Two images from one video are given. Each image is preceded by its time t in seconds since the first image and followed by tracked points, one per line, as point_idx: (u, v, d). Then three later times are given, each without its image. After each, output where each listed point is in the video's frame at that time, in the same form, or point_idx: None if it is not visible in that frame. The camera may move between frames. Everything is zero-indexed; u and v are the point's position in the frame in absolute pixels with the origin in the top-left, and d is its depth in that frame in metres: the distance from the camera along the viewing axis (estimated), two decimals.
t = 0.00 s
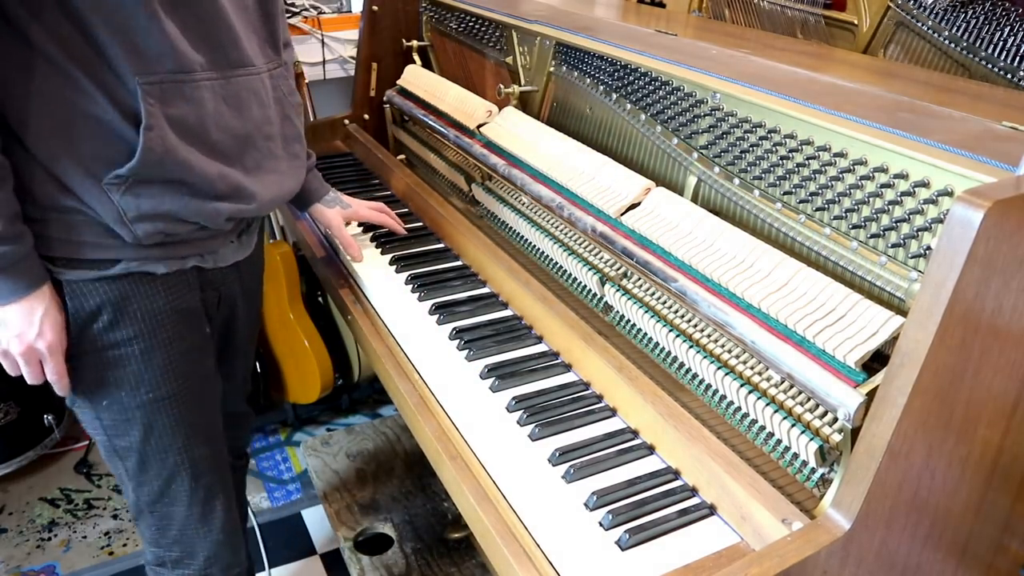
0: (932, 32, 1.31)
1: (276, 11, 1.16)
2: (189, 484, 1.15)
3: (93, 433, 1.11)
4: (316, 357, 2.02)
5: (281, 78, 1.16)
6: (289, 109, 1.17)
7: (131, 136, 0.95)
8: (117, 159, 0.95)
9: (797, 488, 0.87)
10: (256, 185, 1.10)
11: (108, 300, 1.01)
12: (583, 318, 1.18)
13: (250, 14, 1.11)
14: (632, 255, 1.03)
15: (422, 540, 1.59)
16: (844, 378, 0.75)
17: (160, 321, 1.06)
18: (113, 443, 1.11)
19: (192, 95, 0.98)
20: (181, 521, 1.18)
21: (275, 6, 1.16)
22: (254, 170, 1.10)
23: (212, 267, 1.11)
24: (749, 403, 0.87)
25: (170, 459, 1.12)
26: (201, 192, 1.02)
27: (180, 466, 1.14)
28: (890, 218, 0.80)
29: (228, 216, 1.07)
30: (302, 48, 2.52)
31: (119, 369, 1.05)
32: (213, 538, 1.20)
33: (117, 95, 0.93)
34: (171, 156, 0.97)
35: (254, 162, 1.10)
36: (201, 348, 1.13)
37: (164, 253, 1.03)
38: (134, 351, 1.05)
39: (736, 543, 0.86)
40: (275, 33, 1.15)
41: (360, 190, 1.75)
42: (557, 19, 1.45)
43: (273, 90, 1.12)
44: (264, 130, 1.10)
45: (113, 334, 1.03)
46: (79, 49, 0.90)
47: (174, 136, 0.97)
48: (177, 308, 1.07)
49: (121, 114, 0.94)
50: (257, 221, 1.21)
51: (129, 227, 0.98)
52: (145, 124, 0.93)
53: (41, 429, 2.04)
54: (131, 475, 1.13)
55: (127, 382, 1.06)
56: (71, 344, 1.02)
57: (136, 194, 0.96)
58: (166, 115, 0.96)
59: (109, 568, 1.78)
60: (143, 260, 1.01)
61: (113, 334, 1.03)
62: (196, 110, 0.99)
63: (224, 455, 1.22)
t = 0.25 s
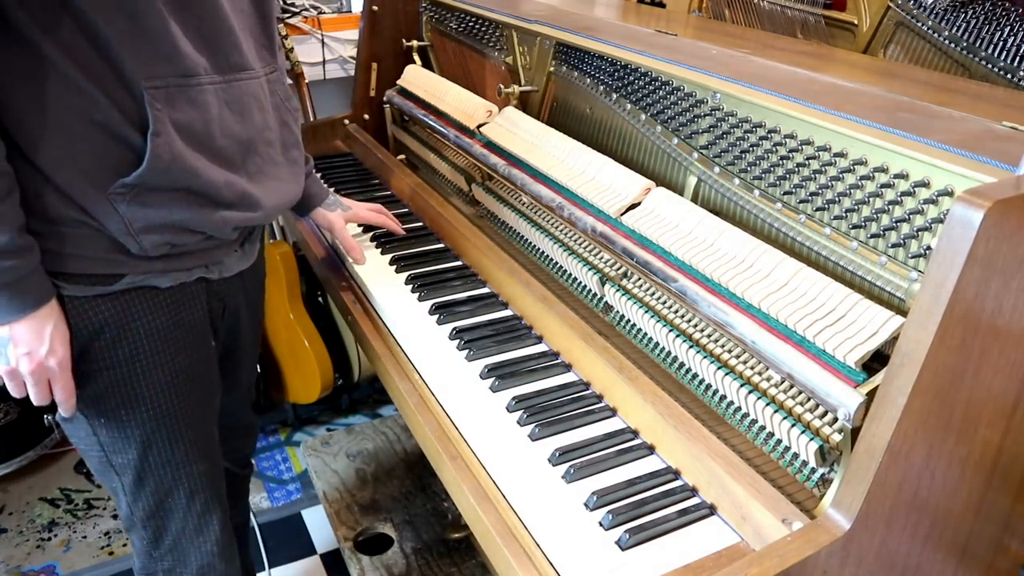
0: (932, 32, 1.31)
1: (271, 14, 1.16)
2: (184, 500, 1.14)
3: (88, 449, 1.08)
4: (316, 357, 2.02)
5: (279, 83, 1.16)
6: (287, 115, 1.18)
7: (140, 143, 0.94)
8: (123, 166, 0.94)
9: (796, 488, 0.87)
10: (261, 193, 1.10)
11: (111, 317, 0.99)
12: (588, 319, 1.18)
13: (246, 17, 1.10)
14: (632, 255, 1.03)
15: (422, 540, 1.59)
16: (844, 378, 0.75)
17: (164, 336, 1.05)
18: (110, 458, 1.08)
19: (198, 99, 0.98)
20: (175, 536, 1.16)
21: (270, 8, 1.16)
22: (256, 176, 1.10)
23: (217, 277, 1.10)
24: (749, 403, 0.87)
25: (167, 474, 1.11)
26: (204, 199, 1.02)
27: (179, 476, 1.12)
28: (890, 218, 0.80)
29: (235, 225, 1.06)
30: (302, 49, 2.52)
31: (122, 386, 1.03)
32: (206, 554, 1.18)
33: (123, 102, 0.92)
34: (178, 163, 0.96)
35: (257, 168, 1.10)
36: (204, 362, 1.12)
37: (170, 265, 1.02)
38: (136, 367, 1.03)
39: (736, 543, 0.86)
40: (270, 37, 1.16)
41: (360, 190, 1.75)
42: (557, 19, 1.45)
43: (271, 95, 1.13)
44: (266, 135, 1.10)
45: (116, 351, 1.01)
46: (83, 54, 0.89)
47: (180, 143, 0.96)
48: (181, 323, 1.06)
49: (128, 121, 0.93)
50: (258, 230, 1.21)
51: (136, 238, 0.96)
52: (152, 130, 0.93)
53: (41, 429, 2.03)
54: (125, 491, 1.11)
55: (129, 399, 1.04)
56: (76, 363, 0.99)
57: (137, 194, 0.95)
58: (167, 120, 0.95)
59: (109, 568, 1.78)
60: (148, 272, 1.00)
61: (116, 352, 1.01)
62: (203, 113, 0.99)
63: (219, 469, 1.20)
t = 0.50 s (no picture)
0: (932, 32, 1.31)
1: (267, 17, 1.17)
2: (182, 507, 1.14)
3: (85, 458, 1.07)
4: (316, 357, 2.02)
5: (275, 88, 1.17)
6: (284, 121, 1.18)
7: (140, 150, 0.94)
8: (124, 173, 0.94)
9: (797, 488, 0.87)
10: (260, 200, 1.10)
11: (110, 326, 0.99)
12: (588, 319, 1.18)
13: (244, 22, 1.10)
14: (633, 255, 1.03)
15: (422, 540, 1.59)
16: (844, 378, 0.76)
17: (163, 345, 1.05)
18: (109, 466, 1.08)
19: (199, 104, 0.98)
20: (172, 543, 1.16)
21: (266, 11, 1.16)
22: (255, 181, 1.10)
23: (215, 284, 1.10)
24: (749, 403, 0.87)
25: (165, 482, 1.11)
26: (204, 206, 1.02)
27: (179, 482, 1.12)
28: (890, 218, 0.80)
29: (235, 232, 1.07)
30: (302, 49, 2.52)
31: (121, 396, 1.03)
32: (203, 560, 1.18)
33: (124, 108, 0.92)
34: (180, 170, 0.96)
35: (255, 174, 1.11)
36: (203, 371, 1.12)
37: (168, 274, 1.03)
38: (135, 376, 1.03)
39: (736, 543, 0.86)
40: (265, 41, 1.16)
41: (359, 190, 1.75)
42: (557, 19, 1.45)
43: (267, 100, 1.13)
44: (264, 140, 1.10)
45: (115, 361, 1.01)
46: (83, 60, 0.88)
47: (181, 149, 0.96)
48: (180, 332, 1.06)
49: (129, 128, 0.93)
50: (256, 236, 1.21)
51: (136, 246, 0.97)
52: (154, 137, 0.93)
53: (41, 429, 2.03)
54: (123, 499, 1.11)
55: (127, 408, 1.04)
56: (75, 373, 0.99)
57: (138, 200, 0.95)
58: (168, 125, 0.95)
59: (109, 568, 1.78)
60: (148, 281, 1.01)
61: (114, 361, 1.01)
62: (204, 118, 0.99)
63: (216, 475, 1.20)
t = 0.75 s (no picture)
0: (932, 32, 1.31)
1: (265, 19, 1.17)
2: (176, 509, 1.14)
3: (79, 460, 1.07)
4: (316, 357, 2.02)
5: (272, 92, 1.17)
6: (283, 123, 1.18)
7: (136, 153, 0.94)
8: (120, 176, 0.94)
9: (797, 488, 0.87)
10: (258, 204, 1.11)
11: (105, 329, 0.99)
12: (589, 319, 1.18)
13: (244, 23, 1.10)
14: (632, 255, 1.03)
15: (422, 540, 1.59)
16: (844, 377, 0.76)
17: (158, 349, 1.05)
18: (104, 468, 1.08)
19: (196, 108, 0.98)
20: (166, 545, 1.16)
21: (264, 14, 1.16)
22: (253, 183, 1.11)
23: (211, 288, 1.10)
24: (748, 402, 0.87)
25: (159, 485, 1.11)
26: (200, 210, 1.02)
27: (173, 484, 1.12)
28: (890, 218, 0.80)
29: (232, 236, 1.07)
30: (302, 49, 2.52)
31: (115, 399, 1.03)
32: (198, 561, 1.19)
33: (121, 111, 0.92)
34: (175, 174, 0.96)
35: (253, 178, 1.11)
36: (197, 375, 1.12)
37: (163, 278, 1.03)
38: (129, 380, 1.03)
39: (736, 543, 0.86)
40: (264, 43, 1.16)
41: (359, 190, 1.75)
42: (557, 19, 1.45)
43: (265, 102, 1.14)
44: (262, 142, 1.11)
45: (110, 364, 1.01)
46: (81, 62, 0.88)
47: (178, 153, 0.97)
48: (174, 335, 1.06)
49: (127, 131, 0.93)
50: (253, 240, 1.21)
51: (131, 249, 0.96)
52: (150, 140, 0.93)
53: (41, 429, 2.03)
54: (116, 501, 1.11)
55: (121, 412, 1.04)
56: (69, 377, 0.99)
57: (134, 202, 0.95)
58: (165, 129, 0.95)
59: (109, 569, 1.78)
60: (142, 285, 1.00)
61: (109, 364, 1.01)
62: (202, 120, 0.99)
63: (211, 478, 1.20)
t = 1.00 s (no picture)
0: (932, 32, 1.31)
1: (265, 20, 1.17)
2: (172, 509, 1.14)
3: (74, 460, 1.07)
4: (316, 357, 2.02)
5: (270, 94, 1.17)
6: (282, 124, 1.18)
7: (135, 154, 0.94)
8: (119, 177, 0.94)
9: (797, 488, 0.87)
10: (255, 205, 1.11)
11: (100, 330, 0.99)
12: (589, 319, 1.18)
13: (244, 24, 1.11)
14: (632, 255, 1.03)
15: (422, 540, 1.59)
16: (844, 378, 0.76)
17: (153, 350, 1.05)
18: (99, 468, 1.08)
19: (196, 108, 0.98)
20: (162, 544, 1.16)
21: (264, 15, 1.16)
22: (252, 184, 1.11)
23: (208, 290, 1.10)
24: (748, 403, 0.87)
25: (155, 485, 1.11)
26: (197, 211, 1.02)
27: (168, 484, 1.12)
28: (890, 218, 0.80)
29: (229, 237, 1.07)
30: (302, 49, 2.52)
31: (111, 400, 1.03)
32: (193, 561, 1.19)
33: (119, 112, 0.92)
34: (171, 174, 0.96)
35: (250, 180, 1.11)
36: (192, 376, 1.12)
37: (158, 279, 1.03)
38: (124, 381, 1.03)
39: (736, 543, 0.86)
40: (264, 44, 1.16)
41: (359, 190, 1.75)
42: (557, 19, 1.45)
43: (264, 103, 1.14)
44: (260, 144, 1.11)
45: (105, 365, 1.01)
46: (80, 62, 0.88)
47: (174, 153, 0.96)
48: (170, 337, 1.06)
49: (126, 131, 0.93)
50: (251, 241, 1.21)
51: (126, 251, 0.96)
52: (147, 141, 0.93)
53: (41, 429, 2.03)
54: (112, 501, 1.11)
55: (117, 412, 1.04)
56: (63, 378, 0.99)
57: (133, 203, 0.96)
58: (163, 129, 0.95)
59: (108, 569, 1.78)
60: (137, 286, 1.00)
61: (104, 365, 1.01)
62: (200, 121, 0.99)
63: (208, 478, 1.20)
